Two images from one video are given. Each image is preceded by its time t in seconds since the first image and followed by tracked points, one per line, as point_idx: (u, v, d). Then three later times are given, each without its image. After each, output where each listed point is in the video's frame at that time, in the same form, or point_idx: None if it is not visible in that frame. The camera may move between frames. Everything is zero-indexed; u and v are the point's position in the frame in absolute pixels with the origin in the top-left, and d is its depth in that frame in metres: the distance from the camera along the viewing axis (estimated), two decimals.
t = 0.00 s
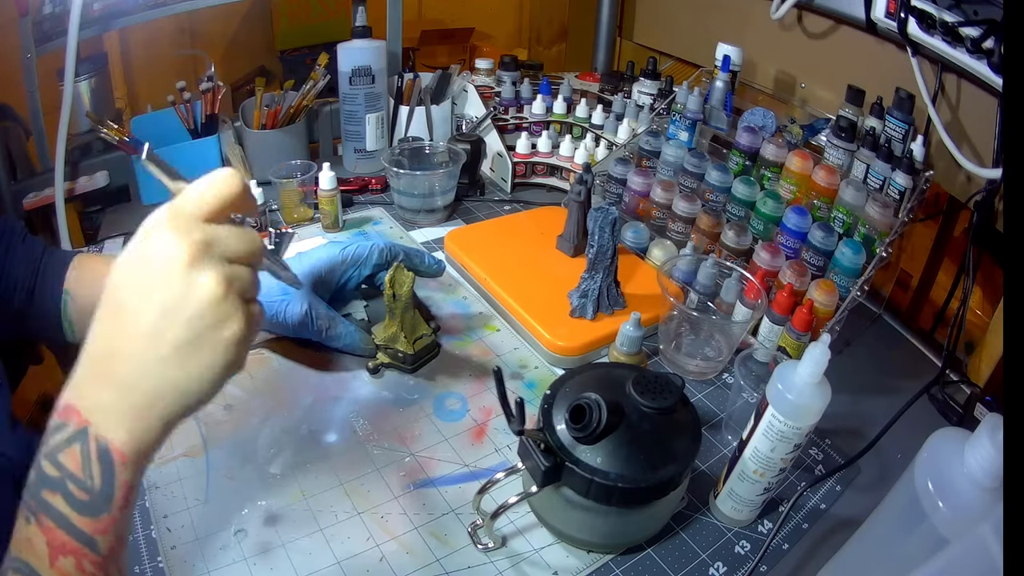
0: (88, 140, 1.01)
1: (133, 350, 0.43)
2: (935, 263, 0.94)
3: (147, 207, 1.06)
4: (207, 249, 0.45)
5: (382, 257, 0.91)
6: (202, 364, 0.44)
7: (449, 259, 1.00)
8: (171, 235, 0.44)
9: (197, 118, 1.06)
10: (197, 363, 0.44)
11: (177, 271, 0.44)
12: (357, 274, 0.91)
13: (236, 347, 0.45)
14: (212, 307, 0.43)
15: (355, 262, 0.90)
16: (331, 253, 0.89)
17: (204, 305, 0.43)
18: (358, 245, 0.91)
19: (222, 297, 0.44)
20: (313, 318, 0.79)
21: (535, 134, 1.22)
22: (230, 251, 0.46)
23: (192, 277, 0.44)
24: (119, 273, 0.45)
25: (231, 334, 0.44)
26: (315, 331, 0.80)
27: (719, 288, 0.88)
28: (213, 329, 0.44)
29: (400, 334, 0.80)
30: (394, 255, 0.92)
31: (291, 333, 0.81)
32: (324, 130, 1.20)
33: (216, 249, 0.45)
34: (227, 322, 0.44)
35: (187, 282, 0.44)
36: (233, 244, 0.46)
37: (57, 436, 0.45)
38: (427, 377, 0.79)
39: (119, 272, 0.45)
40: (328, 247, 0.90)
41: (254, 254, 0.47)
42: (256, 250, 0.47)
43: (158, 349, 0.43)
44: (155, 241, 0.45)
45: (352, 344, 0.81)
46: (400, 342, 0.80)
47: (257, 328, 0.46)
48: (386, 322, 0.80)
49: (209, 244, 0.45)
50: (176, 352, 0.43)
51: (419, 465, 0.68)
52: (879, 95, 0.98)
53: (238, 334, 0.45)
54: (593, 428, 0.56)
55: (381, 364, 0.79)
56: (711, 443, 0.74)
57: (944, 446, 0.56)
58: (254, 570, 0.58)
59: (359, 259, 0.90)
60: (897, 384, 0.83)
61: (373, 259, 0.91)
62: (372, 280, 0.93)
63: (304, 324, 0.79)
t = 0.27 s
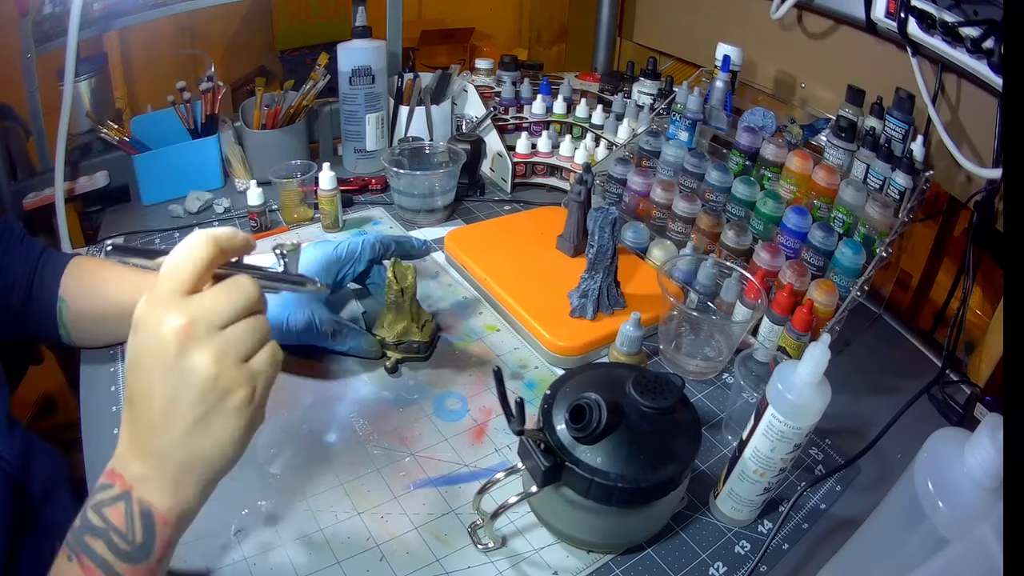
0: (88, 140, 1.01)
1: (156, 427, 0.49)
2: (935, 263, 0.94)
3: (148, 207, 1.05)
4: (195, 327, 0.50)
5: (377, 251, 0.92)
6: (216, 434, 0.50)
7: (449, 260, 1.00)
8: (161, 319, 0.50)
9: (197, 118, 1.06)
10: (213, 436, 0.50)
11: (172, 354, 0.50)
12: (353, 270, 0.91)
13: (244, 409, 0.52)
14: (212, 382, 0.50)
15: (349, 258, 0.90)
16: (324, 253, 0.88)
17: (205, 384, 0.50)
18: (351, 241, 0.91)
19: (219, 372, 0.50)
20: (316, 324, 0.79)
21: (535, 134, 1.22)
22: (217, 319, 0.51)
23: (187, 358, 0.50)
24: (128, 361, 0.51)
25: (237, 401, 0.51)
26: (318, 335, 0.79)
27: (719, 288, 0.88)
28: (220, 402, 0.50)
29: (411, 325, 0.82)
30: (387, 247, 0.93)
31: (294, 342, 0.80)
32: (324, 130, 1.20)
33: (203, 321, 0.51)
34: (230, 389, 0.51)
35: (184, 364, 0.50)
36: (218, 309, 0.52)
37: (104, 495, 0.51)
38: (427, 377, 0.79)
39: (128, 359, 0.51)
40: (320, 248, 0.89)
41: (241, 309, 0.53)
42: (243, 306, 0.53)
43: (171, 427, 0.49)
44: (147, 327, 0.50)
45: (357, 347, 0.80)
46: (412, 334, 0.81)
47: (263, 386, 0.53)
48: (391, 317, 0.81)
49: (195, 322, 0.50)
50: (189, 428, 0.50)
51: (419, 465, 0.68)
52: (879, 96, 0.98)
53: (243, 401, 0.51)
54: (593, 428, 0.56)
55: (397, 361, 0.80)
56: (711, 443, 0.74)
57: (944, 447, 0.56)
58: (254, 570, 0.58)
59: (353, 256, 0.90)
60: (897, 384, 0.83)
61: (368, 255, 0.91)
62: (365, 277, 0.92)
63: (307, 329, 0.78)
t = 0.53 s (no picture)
0: (88, 140, 1.01)
1: (141, 450, 0.50)
2: (935, 263, 0.94)
3: (148, 207, 1.05)
4: (182, 351, 0.50)
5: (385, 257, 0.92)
6: (202, 456, 0.51)
7: (449, 260, 1.00)
8: (148, 340, 0.49)
9: (197, 118, 1.07)
10: (199, 457, 0.51)
11: (159, 378, 0.49)
12: (360, 272, 0.91)
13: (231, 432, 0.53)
14: (199, 407, 0.50)
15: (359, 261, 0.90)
16: (333, 250, 0.89)
17: (192, 410, 0.50)
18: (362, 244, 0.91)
19: (206, 398, 0.51)
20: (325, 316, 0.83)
21: (535, 134, 1.22)
22: (205, 343, 0.50)
23: (174, 382, 0.50)
24: (112, 378, 0.51)
25: (224, 424, 0.52)
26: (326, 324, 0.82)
27: (719, 288, 0.88)
28: (207, 425, 0.51)
29: (417, 325, 0.82)
30: (396, 255, 0.93)
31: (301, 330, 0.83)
32: (324, 130, 1.20)
33: (191, 345, 0.50)
34: (218, 413, 0.52)
35: (171, 390, 0.50)
36: (204, 332, 0.50)
37: (84, 513, 0.51)
38: (427, 377, 0.79)
39: (111, 375, 0.51)
40: (330, 244, 0.89)
41: (227, 330, 0.51)
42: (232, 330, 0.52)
43: (157, 450, 0.50)
44: (132, 347, 0.50)
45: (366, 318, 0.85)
46: (417, 334, 0.81)
47: (249, 406, 0.54)
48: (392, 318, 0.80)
49: (181, 344, 0.50)
50: (175, 451, 0.50)
51: (419, 465, 0.68)
52: (879, 95, 0.98)
53: (230, 424, 0.52)
54: (593, 427, 0.56)
55: (410, 364, 0.80)
56: (711, 443, 0.74)
57: (944, 447, 0.56)
58: (254, 569, 0.58)
59: (362, 258, 0.90)
60: (897, 384, 0.83)
61: (376, 259, 0.91)
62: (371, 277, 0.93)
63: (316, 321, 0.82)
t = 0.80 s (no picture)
0: (89, 140, 1.01)
1: (128, 362, 0.45)
2: (935, 263, 0.94)
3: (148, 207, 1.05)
4: (183, 254, 0.47)
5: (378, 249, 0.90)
6: (192, 369, 0.46)
7: (449, 260, 1.00)
8: (149, 243, 0.46)
9: (197, 118, 1.07)
10: (189, 371, 0.46)
11: (157, 281, 0.46)
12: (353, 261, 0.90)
13: (225, 348, 0.47)
14: (195, 312, 0.46)
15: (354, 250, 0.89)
16: (327, 241, 0.87)
17: (188, 310, 0.46)
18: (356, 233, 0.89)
19: (204, 302, 0.46)
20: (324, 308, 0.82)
21: (535, 134, 1.22)
22: (208, 247, 0.47)
23: (171, 285, 0.46)
24: (103, 295, 0.47)
25: (220, 335, 0.47)
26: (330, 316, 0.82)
27: (719, 288, 0.88)
28: (201, 333, 0.46)
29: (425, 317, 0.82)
30: (388, 248, 0.92)
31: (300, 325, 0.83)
32: (324, 130, 1.20)
33: (194, 248, 0.47)
34: (215, 322, 0.47)
35: (167, 293, 0.46)
36: (209, 235, 0.48)
37: (64, 453, 0.48)
38: (427, 377, 0.79)
39: (103, 293, 0.47)
40: (322, 235, 0.87)
41: (231, 240, 0.49)
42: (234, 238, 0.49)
43: (149, 359, 0.45)
44: (132, 255, 0.46)
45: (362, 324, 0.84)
46: (429, 327, 0.82)
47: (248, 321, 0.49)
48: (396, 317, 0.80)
49: (185, 248, 0.47)
50: (168, 363, 0.46)
51: (419, 465, 0.68)
52: (879, 95, 0.98)
53: (226, 337, 0.47)
54: (593, 427, 0.56)
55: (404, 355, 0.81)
56: (711, 443, 0.74)
57: (944, 447, 0.56)
58: (254, 569, 0.58)
59: (355, 247, 0.89)
60: (897, 384, 0.83)
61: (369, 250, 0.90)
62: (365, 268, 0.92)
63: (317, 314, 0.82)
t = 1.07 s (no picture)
0: (89, 140, 1.01)
1: (128, 429, 0.47)
2: (935, 263, 0.94)
3: (148, 207, 1.05)
4: (183, 335, 0.48)
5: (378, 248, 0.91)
6: (187, 440, 0.48)
7: (449, 260, 1.00)
8: (152, 323, 0.47)
9: (197, 118, 1.06)
10: (183, 442, 0.48)
11: (159, 356, 0.47)
12: (354, 261, 0.91)
13: (217, 421, 0.49)
14: (192, 392, 0.48)
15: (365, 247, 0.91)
16: (328, 242, 0.88)
17: (186, 391, 0.48)
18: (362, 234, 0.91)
19: (202, 380, 0.48)
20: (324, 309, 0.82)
21: (535, 134, 1.22)
22: (208, 330, 0.49)
23: (170, 361, 0.47)
24: (103, 358, 0.48)
25: (214, 411, 0.49)
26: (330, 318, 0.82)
27: (719, 288, 0.88)
28: (196, 410, 0.48)
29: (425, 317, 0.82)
30: (388, 246, 0.92)
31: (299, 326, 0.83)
32: (324, 130, 1.20)
33: (194, 330, 0.48)
34: (208, 399, 0.49)
35: (168, 369, 0.47)
36: (210, 319, 0.49)
37: (60, 498, 0.48)
38: (427, 377, 0.79)
39: (104, 353, 0.48)
40: (324, 235, 0.88)
41: (228, 326, 0.50)
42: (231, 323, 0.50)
43: (146, 425, 0.47)
44: (136, 329, 0.48)
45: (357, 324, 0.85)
46: (429, 327, 0.82)
47: (238, 400, 0.51)
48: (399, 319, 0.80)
49: (186, 327, 0.48)
50: (167, 427, 0.47)
51: (419, 465, 0.68)
52: (879, 95, 0.98)
53: (218, 413, 0.49)
54: (593, 428, 0.56)
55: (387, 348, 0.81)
56: (711, 443, 0.74)
57: (944, 447, 0.56)
58: (254, 570, 0.58)
59: (355, 247, 0.89)
60: (898, 384, 0.83)
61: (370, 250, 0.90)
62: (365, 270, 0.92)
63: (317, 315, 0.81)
